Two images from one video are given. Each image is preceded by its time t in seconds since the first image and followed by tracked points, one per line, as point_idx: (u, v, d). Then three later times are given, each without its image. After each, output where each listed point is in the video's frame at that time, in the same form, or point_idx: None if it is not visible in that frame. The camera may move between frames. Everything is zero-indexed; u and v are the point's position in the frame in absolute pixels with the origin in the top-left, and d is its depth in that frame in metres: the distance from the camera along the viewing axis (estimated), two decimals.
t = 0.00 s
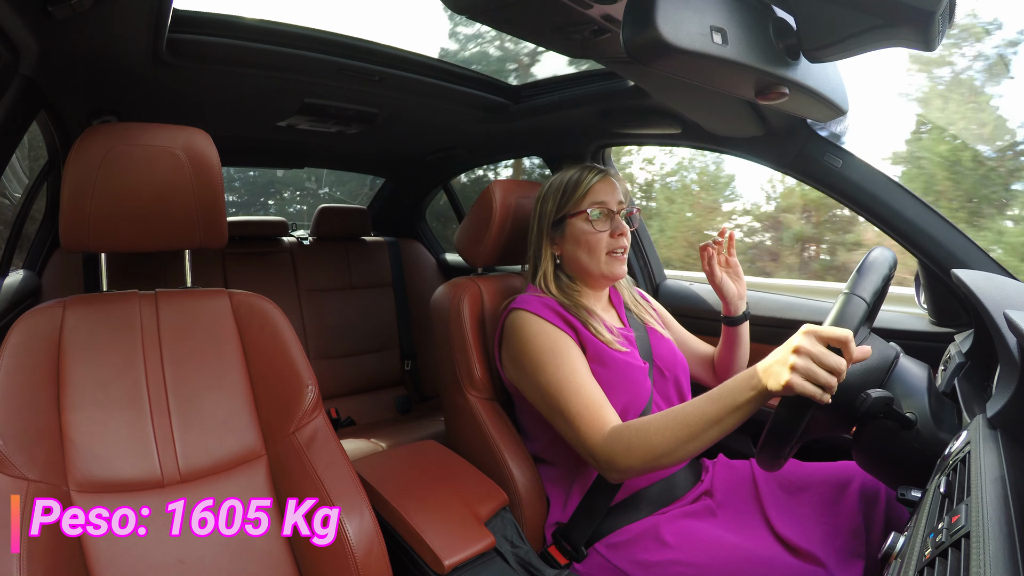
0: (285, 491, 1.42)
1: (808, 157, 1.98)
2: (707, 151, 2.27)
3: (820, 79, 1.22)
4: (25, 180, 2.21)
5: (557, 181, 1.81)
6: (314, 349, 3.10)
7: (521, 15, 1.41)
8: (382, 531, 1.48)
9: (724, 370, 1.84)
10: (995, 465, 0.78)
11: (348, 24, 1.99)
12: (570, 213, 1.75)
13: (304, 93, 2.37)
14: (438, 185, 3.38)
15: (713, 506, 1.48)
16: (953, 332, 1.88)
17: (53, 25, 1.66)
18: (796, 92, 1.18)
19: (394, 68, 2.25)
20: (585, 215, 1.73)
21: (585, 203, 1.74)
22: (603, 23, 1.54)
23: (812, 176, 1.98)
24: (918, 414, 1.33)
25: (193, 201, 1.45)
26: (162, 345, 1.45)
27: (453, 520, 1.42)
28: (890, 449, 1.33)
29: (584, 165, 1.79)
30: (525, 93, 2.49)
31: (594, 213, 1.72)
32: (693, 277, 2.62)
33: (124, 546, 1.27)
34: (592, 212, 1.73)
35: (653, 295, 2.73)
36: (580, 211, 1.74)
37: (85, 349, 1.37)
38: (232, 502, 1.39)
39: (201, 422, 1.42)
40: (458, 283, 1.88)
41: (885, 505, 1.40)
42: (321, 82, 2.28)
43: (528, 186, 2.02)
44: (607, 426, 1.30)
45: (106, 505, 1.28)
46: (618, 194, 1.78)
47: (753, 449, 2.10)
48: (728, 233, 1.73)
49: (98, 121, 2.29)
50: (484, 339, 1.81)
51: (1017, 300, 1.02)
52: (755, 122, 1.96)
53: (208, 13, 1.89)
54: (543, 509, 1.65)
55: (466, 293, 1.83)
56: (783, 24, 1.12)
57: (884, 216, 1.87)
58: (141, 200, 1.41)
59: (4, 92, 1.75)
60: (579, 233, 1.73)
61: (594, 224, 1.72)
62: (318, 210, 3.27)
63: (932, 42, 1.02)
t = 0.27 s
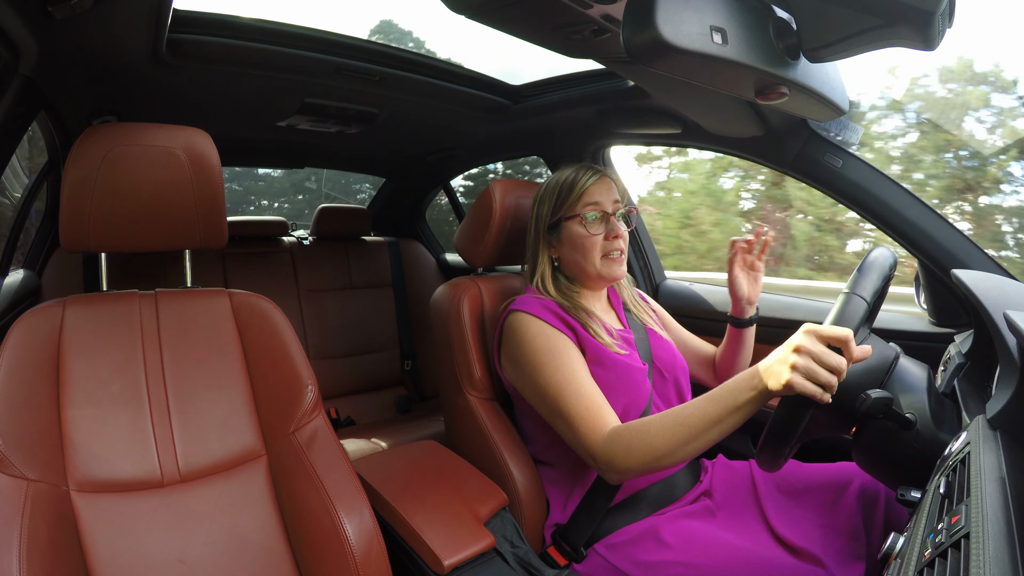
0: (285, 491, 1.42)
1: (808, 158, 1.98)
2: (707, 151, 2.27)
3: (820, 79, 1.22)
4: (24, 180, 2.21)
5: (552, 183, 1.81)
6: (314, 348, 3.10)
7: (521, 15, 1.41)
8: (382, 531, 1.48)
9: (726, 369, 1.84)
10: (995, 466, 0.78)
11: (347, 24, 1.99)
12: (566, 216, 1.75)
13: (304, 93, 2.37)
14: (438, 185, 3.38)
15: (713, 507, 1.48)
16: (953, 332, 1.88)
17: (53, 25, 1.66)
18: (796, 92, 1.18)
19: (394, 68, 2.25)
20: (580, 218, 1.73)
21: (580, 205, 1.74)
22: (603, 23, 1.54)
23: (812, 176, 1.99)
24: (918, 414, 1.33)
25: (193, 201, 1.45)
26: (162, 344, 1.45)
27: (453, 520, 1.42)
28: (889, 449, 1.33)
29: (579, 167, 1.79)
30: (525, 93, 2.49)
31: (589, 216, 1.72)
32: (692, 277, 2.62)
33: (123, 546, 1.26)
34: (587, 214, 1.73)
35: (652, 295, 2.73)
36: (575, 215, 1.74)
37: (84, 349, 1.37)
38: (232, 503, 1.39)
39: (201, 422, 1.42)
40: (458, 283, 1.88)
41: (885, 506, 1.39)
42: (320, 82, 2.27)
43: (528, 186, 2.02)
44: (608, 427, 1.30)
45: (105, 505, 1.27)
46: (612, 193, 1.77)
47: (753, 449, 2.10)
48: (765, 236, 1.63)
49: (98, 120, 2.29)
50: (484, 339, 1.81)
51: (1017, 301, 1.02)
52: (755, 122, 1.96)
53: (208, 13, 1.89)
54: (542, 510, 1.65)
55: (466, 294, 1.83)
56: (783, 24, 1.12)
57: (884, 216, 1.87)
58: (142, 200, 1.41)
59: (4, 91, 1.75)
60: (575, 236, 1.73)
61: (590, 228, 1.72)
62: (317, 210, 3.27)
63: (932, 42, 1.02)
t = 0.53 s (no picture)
0: (285, 492, 1.42)
1: (808, 157, 1.98)
2: (707, 151, 2.28)
3: (820, 79, 1.22)
4: (25, 181, 2.21)
5: (536, 190, 1.83)
6: (315, 349, 3.10)
7: (521, 15, 1.41)
8: (382, 531, 1.48)
9: (724, 367, 1.84)
10: (995, 465, 0.78)
11: (348, 24, 1.99)
12: (550, 221, 1.77)
13: (304, 93, 2.37)
14: (438, 186, 3.39)
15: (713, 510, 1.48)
16: (953, 332, 1.88)
17: (53, 25, 1.66)
18: (796, 92, 1.18)
19: (394, 68, 2.25)
20: (564, 223, 1.74)
21: (562, 210, 1.75)
22: (603, 23, 1.55)
23: (812, 176, 1.99)
24: (918, 414, 1.33)
25: (193, 201, 1.45)
26: (162, 345, 1.45)
27: (454, 520, 1.42)
28: (890, 449, 1.33)
29: (561, 171, 1.80)
30: (525, 93, 2.50)
31: (571, 221, 1.73)
32: (692, 277, 2.62)
33: (123, 546, 1.26)
34: (568, 219, 1.73)
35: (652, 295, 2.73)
36: (558, 220, 1.75)
37: (85, 350, 1.37)
38: (232, 503, 1.39)
39: (201, 422, 1.42)
40: (458, 283, 1.88)
41: (885, 507, 1.38)
42: (320, 82, 2.27)
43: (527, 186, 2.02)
44: (607, 429, 1.30)
45: (106, 505, 1.27)
46: (595, 195, 1.77)
47: (753, 449, 2.10)
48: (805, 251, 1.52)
49: (98, 121, 2.29)
50: (484, 340, 1.81)
51: (1017, 301, 1.02)
52: (755, 122, 1.96)
53: (208, 14, 1.89)
54: (542, 511, 1.65)
55: (466, 295, 1.83)
56: (782, 23, 1.12)
57: (883, 216, 1.87)
58: (142, 200, 1.41)
59: (4, 92, 1.75)
60: (559, 242, 1.74)
61: (573, 232, 1.73)
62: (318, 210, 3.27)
63: (932, 42, 1.02)
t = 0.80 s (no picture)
0: (285, 492, 1.42)
1: (808, 157, 1.98)
2: (707, 151, 2.28)
3: (820, 79, 1.22)
4: (25, 181, 2.21)
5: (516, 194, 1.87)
6: (315, 349, 3.10)
7: (521, 15, 1.41)
8: (382, 531, 1.48)
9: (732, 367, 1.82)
10: (995, 466, 0.78)
11: (348, 24, 1.99)
12: (523, 225, 1.81)
13: (304, 93, 2.37)
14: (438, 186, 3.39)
15: (714, 507, 1.48)
16: (952, 332, 1.88)
17: (53, 25, 1.66)
18: (796, 92, 1.18)
19: (394, 68, 2.25)
20: (533, 225, 1.77)
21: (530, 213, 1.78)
22: (603, 23, 1.54)
23: (813, 176, 1.99)
24: (919, 414, 1.33)
25: (193, 201, 1.45)
26: (162, 345, 1.45)
27: (454, 520, 1.42)
28: (890, 449, 1.33)
29: (533, 173, 1.82)
30: (525, 93, 2.50)
31: (538, 223, 1.76)
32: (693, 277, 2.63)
33: (123, 546, 1.26)
34: (536, 221, 1.76)
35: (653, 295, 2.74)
36: (528, 223, 1.78)
37: (85, 349, 1.37)
38: (231, 503, 1.39)
39: (201, 422, 1.42)
40: (458, 283, 1.88)
41: (886, 507, 1.38)
42: (320, 82, 2.27)
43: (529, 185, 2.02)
44: (602, 423, 1.30)
45: (105, 505, 1.27)
46: (564, 193, 1.77)
47: (753, 449, 2.10)
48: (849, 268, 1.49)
49: (98, 121, 2.29)
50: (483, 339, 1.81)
51: (1017, 301, 1.01)
52: (755, 122, 1.96)
53: (208, 14, 1.89)
54: (542, 511, 1.65)
55: (466, 294, 1.83)
56: (783, 23, 1.12)
57: (883, 216, 1.87)
58: (141, 199, 1.41)
59: (3, 92, 1.75)
60: (532, 245, 1.78)
61: (541, 233, 1.75)
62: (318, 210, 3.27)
63: (932, 42, 1.02)
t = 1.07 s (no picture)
0: (285, 492, 1.42)
1: (808, 157, 1.98)
2: (707, 151, 2.28)
3: (820, 79, 1.23)
4: (25, 181, 2.21)
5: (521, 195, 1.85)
6: (315, 349, 3.10)
7: (522, 15, 1.41)
8: (382, 531, 1.48)
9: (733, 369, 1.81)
10: (996, 466, 0.78)
11: (347, 24, 1.99)
12: (530, 227, 1.78)
13: (304, 93, 2.37)
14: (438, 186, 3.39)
15: (713, 510, 1.49)
16: (952, 332, 1.88)
17: (52, 25, 1.66)
18: (796, 92, 1.18)
19: (394, 68, 2.25)
20: (543, 227, 1.74)
21: (542, 214, 1.75)
22: (604, 24, 1.54)
23: (813, 176, 1.99)
24: (918, 414, 1.34)
25: (193, 201, 1.45)
26: (162, 345, 1.45)
27: (454, 520, 1.42)
28: (890, 449, 1.33)
29: (544, 172, 1.80)
30: (525, 93, 2.50)
31: (548, 226, 1.73)
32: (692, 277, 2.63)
33: (123, 546, 1.26)
34: (546, 224, 1.74)
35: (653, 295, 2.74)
36: (538, 224, 1.75)
37: (85, 349, 1.37)
38: (231, 503, 1.39)
39: (201, 422, 1.42)
40: (458, 283, 1.88)
41: (887, 506, 1.37)
42: (320, 82, 2.27)
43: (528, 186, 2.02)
44: (601, 428, 1.30)
45: (106, 505, 1.27)
46: (575, 198, 1.76)
47: (753, 449, 2.10)
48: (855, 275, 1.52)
49: (98, 121, 2.29)
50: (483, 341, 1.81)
51: (1017, 301, 1.01)
52: (755, 122, 1.97)
53: (208, 14, 1.89)
54: (541, 512, 1.65)
55: (466, 295, 1.83)
56: (783, 23, 1.12)
57: (882, 216, 1.87)
58: (141, 199, 1.41)
59: (4, 92, 1.75)
60: (539, 247, 1.76)
61: (552, 236, 1.73)
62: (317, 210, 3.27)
63: (932, 42, 1.02)
